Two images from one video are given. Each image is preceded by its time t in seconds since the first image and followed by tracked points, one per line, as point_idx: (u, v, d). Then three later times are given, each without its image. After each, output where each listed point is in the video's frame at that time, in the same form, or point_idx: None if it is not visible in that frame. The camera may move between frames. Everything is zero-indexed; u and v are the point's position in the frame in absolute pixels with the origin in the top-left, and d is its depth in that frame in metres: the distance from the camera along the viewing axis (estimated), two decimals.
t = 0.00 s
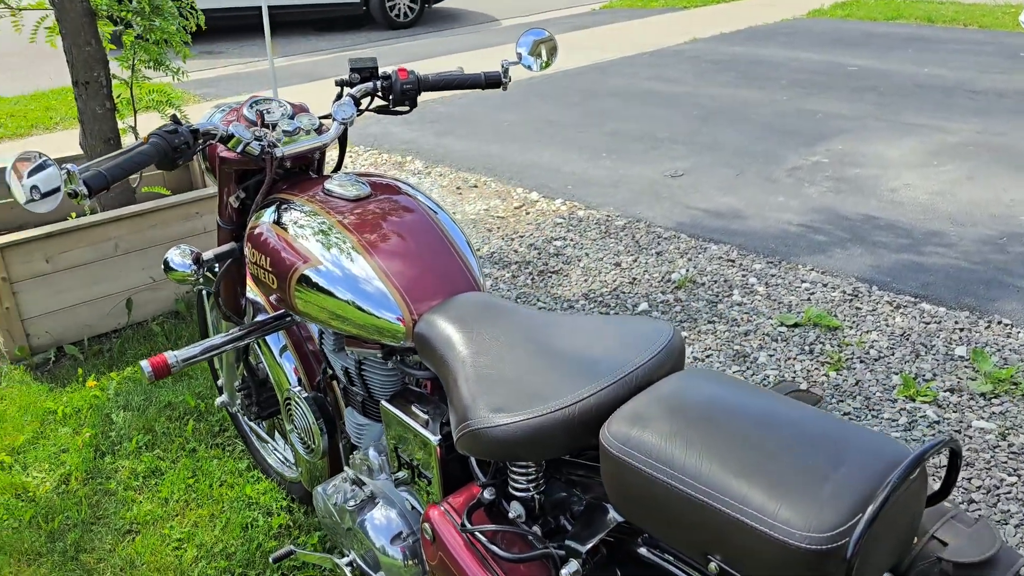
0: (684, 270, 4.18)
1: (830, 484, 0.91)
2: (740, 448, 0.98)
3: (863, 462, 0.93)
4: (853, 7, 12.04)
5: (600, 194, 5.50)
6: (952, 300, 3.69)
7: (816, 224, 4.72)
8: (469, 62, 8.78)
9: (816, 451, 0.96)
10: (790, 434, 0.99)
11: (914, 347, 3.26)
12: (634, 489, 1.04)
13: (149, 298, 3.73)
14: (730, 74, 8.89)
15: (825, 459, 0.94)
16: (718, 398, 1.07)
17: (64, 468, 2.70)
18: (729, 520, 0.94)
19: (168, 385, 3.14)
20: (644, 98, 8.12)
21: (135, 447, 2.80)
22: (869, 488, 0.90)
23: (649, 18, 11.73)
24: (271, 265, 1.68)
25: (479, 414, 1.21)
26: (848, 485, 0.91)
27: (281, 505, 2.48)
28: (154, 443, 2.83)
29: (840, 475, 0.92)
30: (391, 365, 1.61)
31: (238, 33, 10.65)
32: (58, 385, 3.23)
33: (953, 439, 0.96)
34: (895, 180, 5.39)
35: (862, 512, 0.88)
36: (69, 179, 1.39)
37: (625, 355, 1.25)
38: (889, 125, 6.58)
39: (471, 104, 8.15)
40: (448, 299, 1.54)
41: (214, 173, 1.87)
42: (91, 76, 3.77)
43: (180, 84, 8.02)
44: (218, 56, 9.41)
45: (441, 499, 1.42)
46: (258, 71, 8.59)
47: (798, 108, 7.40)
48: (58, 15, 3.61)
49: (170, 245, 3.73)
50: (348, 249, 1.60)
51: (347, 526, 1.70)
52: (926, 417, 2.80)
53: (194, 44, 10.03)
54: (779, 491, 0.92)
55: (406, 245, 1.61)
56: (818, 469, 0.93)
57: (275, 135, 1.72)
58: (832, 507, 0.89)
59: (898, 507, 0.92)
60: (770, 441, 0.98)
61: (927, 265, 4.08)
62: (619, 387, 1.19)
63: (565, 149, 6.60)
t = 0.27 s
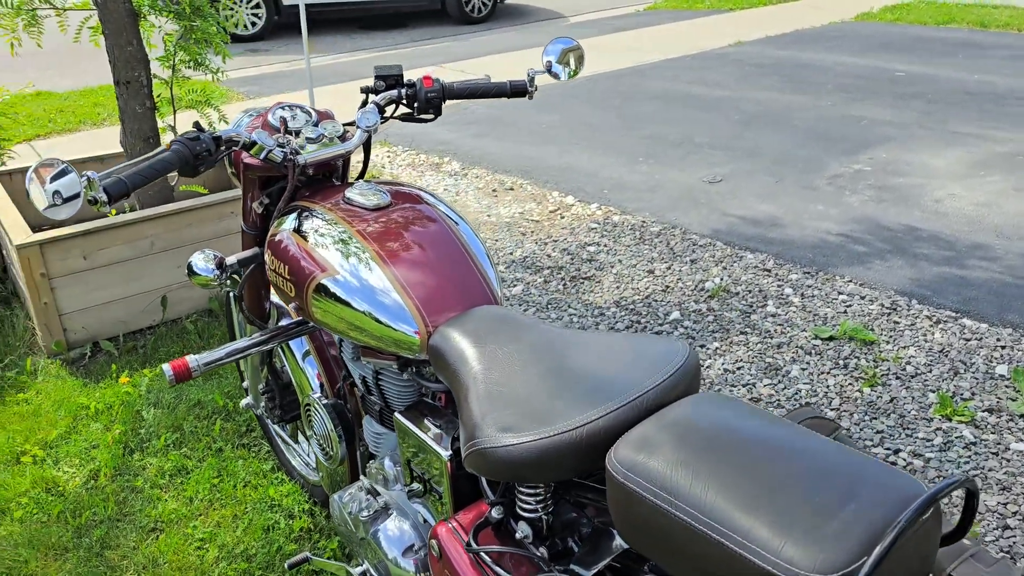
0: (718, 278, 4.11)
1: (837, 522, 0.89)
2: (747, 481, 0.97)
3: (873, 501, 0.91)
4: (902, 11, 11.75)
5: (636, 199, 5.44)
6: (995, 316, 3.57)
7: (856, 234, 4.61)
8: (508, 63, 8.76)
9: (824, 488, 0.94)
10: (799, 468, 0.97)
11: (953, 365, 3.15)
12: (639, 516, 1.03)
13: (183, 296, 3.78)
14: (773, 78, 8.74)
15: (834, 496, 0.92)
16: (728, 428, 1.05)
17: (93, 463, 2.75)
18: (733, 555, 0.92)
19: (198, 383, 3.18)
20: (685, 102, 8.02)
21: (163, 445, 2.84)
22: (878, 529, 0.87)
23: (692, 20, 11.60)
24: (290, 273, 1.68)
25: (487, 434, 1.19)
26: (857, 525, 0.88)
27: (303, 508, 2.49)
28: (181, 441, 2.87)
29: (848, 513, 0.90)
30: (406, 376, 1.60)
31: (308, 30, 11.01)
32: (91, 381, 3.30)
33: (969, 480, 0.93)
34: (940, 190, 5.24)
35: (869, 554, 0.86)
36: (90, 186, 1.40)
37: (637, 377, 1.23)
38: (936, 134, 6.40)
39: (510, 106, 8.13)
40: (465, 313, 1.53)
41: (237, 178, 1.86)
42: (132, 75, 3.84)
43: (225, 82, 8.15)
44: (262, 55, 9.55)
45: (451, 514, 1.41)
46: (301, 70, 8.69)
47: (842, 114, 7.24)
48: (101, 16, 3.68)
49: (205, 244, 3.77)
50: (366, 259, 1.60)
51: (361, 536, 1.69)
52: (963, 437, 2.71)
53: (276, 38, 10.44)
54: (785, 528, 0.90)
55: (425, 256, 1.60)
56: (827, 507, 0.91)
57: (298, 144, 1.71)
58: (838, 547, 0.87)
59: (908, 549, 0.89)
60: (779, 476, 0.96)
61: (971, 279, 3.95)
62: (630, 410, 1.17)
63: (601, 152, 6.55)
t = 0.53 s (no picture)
0: (741, 287, 4.07)
1: (807, 538, 0.90)
2: (723, 496, 0.98)
3: (846, 520, 0.92)
4: (945, 18, 11.54)
5: (663, 206, 5.41)
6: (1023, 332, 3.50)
7: (885, 245, 4.54)
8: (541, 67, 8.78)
9: (798, 505, 0.95)
10: (776, 485, 0.98)
11: (976, 381, 3.09)
12: (618, 527, 1.04)
13: (211, 294, 3.86)
14: (808, 85, 8.64)
15: (807, 513, 0.93)
16: (709, 444, 1.07)
17: (117, 456, 2.83)
18: (703, 568, 0.93)
19: (221, 380, 3.26)
20: (718, 108, 7.96)
21: (184, 441, 2.91)
22: (847, 546, 0.88)
23: (728, 25, 11.51)
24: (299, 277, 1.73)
25: (475, 441, 1.22)
26: (826, 541, 0.89)
27: (316, 506, 2.54)
28: (202, 437, 2.93)
29: (819, 530, 0.91)
30: (409, 380, 1.63)
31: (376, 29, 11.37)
32: (120, 374, 3.39)
33: (945, 503, 0.94)
34: (974, 203, 5.14)
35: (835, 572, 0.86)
36: (102, 190, 1.48)
37: (626, 389, 1.25)
38: (973, 145, 6.28)
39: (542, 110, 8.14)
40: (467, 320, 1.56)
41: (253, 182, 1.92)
42: (167, 77, 3.93)
43: (262, 83, 8.28)
44: (299, 56, 9.68)
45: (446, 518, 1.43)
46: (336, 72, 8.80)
47: (878, 123, 7.13)
48: (139, 19, 3.79)
49: (234, 243, 3.84)
50: (372, 266, 1.63)
51: (363, 536, 1.72)
52: (981, 455, 2.67)
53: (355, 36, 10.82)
54: (755, 542, 0.91)
55: (430, 264, 1.64)
56: (799, 522, 0.92)
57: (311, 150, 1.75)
58: (805, 563, 0.87)
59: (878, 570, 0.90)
60: (755, 491, 0.98)
61: (1000, 294, 3.88)
62: (616, 422, 1.19)
63: (631, 158, 6.53)
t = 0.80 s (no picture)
0: (762, 294, 4.04)
1: (792, 540, 0.91)
2: (710, 497, 0.99)
3: (833, 522, 0.92)
4: (981, 25, 11.37)
5: (686, 211, 5.40)
6: None
7: (910, 255, 4.49)
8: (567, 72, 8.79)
9: (786, 507, 0.96)
10: (765, 486, 0.99)
11: (997, 393, 3.05)
12: (607, 525, 1.06)
13: (234, 291, 3.93)
14: (838, 93, 8.56)
15: (793, 515, 0.94)
16: (700, 445, 1.08)
17: (138, 448, 2.89)
18: (689, 567, 0.94)
19: (242, 376, 3.31)
20: (745, 114, 7.91)
21: (203, 434, 2.96)
22: (832, 548, 0.89)
23: (758, 31, 11.44)
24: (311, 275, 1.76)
25: (473, 438, 1.24)
26: (811, 543, 0.90)
27: (329, 502, 2.57)
28: (220, 431, 2.98)
29: (805, 532, 0.91)
30: (415, 377, 1.66)
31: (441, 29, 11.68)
32: (143, 368, 3.46)
33: (932, 507, 0.94)
34: (1003, 214, 5.07)
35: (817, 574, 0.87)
36: (118, 186, 1.51)
37: (623, 389, 1.26)
38: (1005, 155, 6.19)
39: (568, 114, 8.15)
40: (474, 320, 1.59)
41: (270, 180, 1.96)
42: (196, 77, 4.00)
43: (291, 85, 8.39)
44: (329, 58, 9.79)
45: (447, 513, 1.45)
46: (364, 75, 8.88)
47: (907, 131, 7.05)
48: (169, 21, 3.87)
49: (257, 242, 3.89)
50: (382, 265, 1.66)
51: (368, 531, 1.75)
52: (999, 468, 2.65)
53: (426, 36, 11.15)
54: (740, 542, 0.92)
55: (439, 265, 1.66)
56: (785, 524, 0.93)
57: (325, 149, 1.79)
58: (787, 563, 0.88)
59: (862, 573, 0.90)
60: (745, 491, 0.99)
61: None
62: (612, 422, 1.20)
63: (655, 163, 6.51)
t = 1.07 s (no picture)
0: (771, 303, 4.03)
1: (768, 541, 0.93)
2: (691, 498, 1.01)
3: (808, 523, 0.95)
4: (1001, 35, 11.28)
5: (698, 219, 5.40)
6: None
7: (922, 266, 4.47)
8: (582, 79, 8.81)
9: (764, 508, 0.98)
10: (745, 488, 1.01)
11: (1006, 406, 3.03)
12: (591, 525, 1.08)
13: (246, 293, 3.98)
14: (854, 102, 8.52)
15: (770, 517, 0.96)
16: (684, 447, 1.10)
17: (148, 446, 2.93)
18: (668, 566, 0.97)
19: (252, 376, 3.36)
20: (760, 123, 7.90)
21: (212, 433, 3.00)
22: (807, 549, 0.91)
23: (775, 40, 11.42)
24: (315, 277, 1.79)
25: (465, 438, 1.27)
26: (786, 544, 0.92)
27: (333, 502, 2.60)
28: (229, 430, 3.02)
29: (781, 533, 0.94)
30: (415, 378, 1.69)
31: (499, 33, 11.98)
32: (155, 368, 3.51)
33: (905, 512, 0.96)
34: (1018, 226, 5.02)
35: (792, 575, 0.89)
36: (127, 187, 1.57)
37: (614, 392, 1.28)
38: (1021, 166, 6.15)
39: (583, 121, 8.17)
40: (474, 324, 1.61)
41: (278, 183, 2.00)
42: (212, 82, 4.06)
43: (309, 90, 8.48)
44: (347, 64, 9.89)
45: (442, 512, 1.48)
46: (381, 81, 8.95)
47: (924, 141, 7.01)
48: (187, 26, 3.94)
49: (270, 245, 3.95)
50: (383, 268, 1.69)
51: (367, 530, 1.78)
52: (1004, 480, 2.63)
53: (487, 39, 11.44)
54: (718, 542, 0.94)
55: (440, 269, 1.69)
56: (762, 525, 0.95)
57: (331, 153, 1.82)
58: (762, 564, 0.90)
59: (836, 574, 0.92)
60: (725, 493, 1.01)
61: None
62: (601, 423, 1.22)
63: (668, 171, 6.52)
